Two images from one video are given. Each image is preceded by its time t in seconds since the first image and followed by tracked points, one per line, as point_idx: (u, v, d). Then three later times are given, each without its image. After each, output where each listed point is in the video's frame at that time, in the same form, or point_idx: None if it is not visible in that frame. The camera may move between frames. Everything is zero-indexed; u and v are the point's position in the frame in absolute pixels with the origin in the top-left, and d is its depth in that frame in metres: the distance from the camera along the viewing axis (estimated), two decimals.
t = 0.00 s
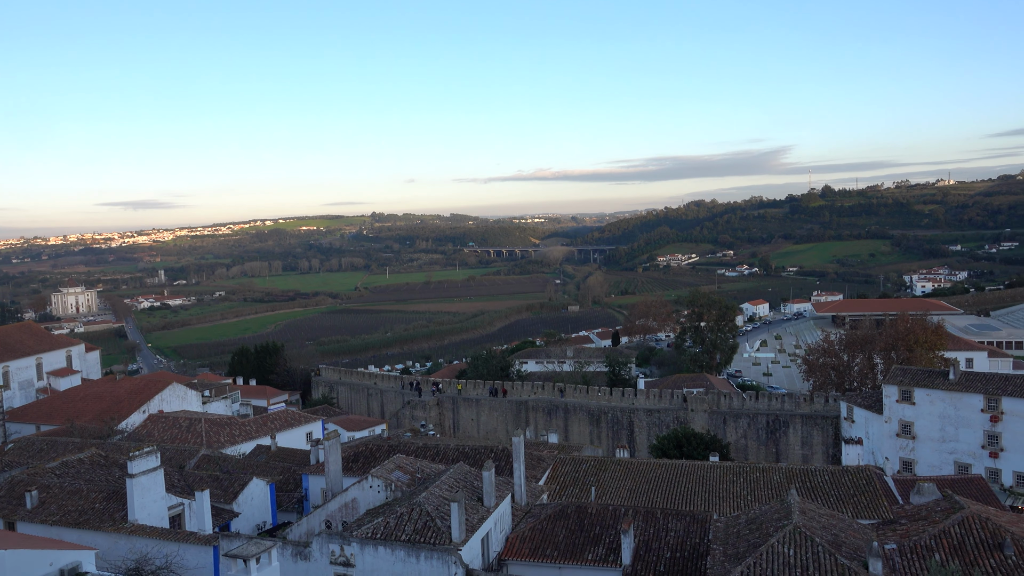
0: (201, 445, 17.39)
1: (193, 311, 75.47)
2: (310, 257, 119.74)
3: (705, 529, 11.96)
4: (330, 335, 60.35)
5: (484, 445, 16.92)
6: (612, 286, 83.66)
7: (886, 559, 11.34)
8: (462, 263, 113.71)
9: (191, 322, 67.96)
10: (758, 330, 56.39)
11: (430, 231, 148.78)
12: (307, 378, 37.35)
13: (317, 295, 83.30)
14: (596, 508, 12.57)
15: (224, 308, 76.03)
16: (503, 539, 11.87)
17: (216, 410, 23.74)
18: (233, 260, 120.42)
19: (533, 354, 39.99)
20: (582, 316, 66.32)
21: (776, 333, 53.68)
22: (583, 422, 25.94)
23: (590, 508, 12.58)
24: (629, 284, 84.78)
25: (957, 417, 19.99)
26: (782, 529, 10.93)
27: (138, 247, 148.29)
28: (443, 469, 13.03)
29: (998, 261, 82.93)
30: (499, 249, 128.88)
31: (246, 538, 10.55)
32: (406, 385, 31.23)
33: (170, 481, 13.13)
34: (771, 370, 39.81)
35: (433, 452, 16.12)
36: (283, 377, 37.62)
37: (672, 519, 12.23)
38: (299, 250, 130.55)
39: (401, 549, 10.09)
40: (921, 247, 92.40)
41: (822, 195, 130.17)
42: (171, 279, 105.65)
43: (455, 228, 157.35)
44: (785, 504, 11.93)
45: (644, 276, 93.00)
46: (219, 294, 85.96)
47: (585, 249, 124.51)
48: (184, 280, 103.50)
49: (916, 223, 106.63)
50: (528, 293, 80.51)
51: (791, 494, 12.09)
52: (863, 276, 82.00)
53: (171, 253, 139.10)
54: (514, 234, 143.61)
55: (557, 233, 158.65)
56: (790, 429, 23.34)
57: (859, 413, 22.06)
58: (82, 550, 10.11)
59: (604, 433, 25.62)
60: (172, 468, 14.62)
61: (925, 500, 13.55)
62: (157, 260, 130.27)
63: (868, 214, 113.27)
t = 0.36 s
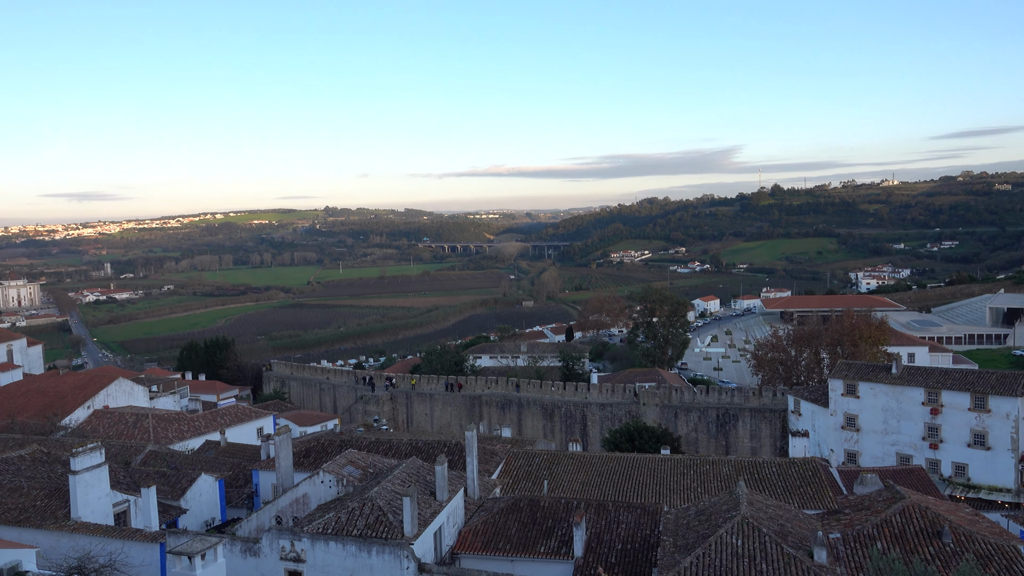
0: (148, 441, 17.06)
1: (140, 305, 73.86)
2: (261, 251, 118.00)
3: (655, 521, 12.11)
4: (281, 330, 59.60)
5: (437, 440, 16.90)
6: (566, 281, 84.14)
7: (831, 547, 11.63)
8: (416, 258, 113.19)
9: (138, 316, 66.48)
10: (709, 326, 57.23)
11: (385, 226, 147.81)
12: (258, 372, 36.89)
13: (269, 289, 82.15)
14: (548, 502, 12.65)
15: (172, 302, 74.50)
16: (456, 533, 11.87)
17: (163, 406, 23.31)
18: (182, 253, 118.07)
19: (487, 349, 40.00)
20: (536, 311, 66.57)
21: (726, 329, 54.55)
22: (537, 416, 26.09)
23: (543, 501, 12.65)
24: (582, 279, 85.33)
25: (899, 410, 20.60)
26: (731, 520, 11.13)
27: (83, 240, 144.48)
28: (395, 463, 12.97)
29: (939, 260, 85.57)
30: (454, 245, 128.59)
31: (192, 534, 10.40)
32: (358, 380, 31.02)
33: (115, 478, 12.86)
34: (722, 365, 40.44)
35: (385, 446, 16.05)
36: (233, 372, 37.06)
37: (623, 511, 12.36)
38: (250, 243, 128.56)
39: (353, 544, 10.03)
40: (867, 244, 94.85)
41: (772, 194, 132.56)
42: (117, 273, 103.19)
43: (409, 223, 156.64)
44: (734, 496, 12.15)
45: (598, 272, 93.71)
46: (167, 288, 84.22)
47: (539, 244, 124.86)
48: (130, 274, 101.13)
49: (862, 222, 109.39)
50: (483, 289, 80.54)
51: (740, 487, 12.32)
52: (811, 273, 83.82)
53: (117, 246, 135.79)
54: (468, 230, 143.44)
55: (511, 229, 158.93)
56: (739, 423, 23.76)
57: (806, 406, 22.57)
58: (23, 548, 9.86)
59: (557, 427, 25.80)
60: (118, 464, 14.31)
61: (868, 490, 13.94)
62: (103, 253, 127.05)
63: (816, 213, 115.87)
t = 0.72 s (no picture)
0: (90, 439, 16.72)
1: (81, 299, 71.95)
2: (208, 245, 115.89)
3: (603, 516, 12.31)
4: (228, 325, 58.70)
5: (386, 437, 16.88)
6: (516, 278, 84.47)
7: (772, 539, 11.96)
8: (366, 254, 112.44)
9: (79, 311, 64.77)
10: (657, 323, 57.98)
11: (334, 221, 146.43)
12: (205, 369, 36.32)
13: (215, 284, 80.72)
14: (497, 498, 12.76)
15: (114, 298, 72.69)
16: (405, 530, 11.91)
17: (106, 403, 22.85)
18: (125, 247, 115.27)
19: (438, 346, 39.97)
20: (487, 308, 66.71)
21: (673, 325, 55.39)
22: (486, 413, 26.20)
23: (492, 497, 12.76)
24: (533, 276, 85.78)
25: (837, 404, 21.21)
26: (676, 514, 11.36)
27: (20, 232, 139.98)
28: (344, 461, 12.94)
29: (876, 258, 88.29)
30: (405, 241, 128.04)
31: (135, 534, 10.25)
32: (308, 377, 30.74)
33: (55, 477, 12.58)
34: (668, 361, 41.06)
35: (334, 443, 15.98)
36: (179, 369, 36.44)
37: (571, 506, 12.53)
38: (196, 237, 126.15)
39: (301, 542, 10.00)
40: (808, 243, 97.28)
41: (718, 193, 134.94)
42: (57, 266, 100.29)
43: (359, 218, 155.44)
44: (679, 490, 12.41)
45: (548, 268, 94.28)
46: (109, 283, 82.15)
47: (490, 241, 125.05)
48: (71, 268, 98.36)
49: (803, 221, 112.16)
50: (434, 285, 80.40)
51: (685, 481, 12.59)
52: (755, 271, 85.63)
53: (57, 239, 131.91)
54: (418, 226, 142.85)
55: (462, 225, 158.95)
56: (684, 418, 24.21)
57: (749, 401, 23.10)
58: None
59: (506, 424, 25.93)
60: (58, 463, 14.01)
61: (807, 483, 14.36)
62: (41, 246, 123.27)
63: (761, 212, 118.31)
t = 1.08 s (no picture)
0: (17, 445, 16.19)
1: (10, 297, 69.38)
2: (145, 241, 112.89)
3: (547, 513, 12.41)
4: (166, 324, 57.29)
5: (329, 437, 16.72)
6: (462, 276, 84.45)
7: (711, 533, 12.21)
8: (310, 251, 111.01)
9: (8, 310, 62.45)
10: (600, 321, 58.56)
11: (277, 217, 144.11)
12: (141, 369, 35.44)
13: (153, 281, 78.68)
14: (442, 497, 12.76)
15: (45, 295, 70.34)
16: (349, 531, 11.85)
17: (33, 406, 22.15)
18: (58, 241, 111.52)
19: (383, 344, 39.71)
20: (433, 306, 66.47)
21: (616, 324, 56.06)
22: (432, 412, 26.15)
23: (436, 497, 12.76)
24: (479, 274, 85.79)
25: (773, 401, 21.75)
26: (619, 510, 11.52)
27: None
28: (286, 462, 12.80)
29: (811, 258, 90.86)
30: (350, 238, 126.75)
31: (62, 544, 9.96)
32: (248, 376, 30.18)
33: None
34: (612, 359, 41.53)
35: (277, 445, 15.77)
36: (112, 369, 35.46)
37: (515, 504, 12.61)
38: (132, 233, 122.70)
39: (240, 546, 9.87)
40: (747, 244, 99.52)
41: (662, 194, 136.84)
42: None
43: (303, 215, 153.26)
44: (622, 487, 12.57)
45: (494, 267, 94.41)
46: (40, 279, 79.36)
47: (437, 238, 124.68)
48: None
49: (742, 222, 114.70)
50: (380, 282, 79.79)
51: (628, 477, 12.77)
52: (696, 271, 87.20)
53: None
54: (363, 223, 141.68)
55: (408, 222, 158.08)
56: (628, 415, 24.52)
57: (689, 398, 23.50)
58: None
59: (452, 422, 25.92)
60: None
61: (745, 477, 14.73)
62: None
63: (703, 212, 120.43)
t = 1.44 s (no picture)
0: None
1: None
2: (74, 240, 109.26)
3: (490, 513, 12.43)
4: (97, 326, 55.55)
5: (268, 441, 16.45)
6: (404, 277, 83.93)
7: (651, 530, 12.39)
8: (248, 252, 109.01)
9: None
10: (543, 321, 58.90)
11: (214, 217, 141.15)
12: (70, 373, 34.31)
13: (82, 283, 76.19)
14: (384, 500, 12.68)
15: None
16: (289, 536, 11.68)
17: None
18: None
19: (324, 346, 39.20)
20: (374, 307, 65.91)
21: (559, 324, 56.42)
22: (373, 413, 25.93)
23: (378, 500, 12.66)
24: (422, 275, 85.41)
25: (711, 399, 22.18)
26: (561, 509, 11.60)
27: None
28: (224, 466, 12.56)
29: (746, 260, 92.91)
30: (289, 238, 124.80)
31: None
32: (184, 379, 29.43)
33: None
34: (554, 360, 41.77)
35: (213, 449, 15.46)
36: (40, 374, 34.25)
37: (458, 505, 12.59)
38: (61, 232, 118.59)
39: (176, 553, 9.65)
40: (685, 245, 101.26)
41: (603, 196, 138.32)
42: None
43: (241, 214, 150.37)
44: (565, 486, 12.66)
45: (436, 268, 94.08)
46: None
47: (378, 239, 123.70)
48: None
49: (681, 224, 116.59)
50: (320, 284, 78.77)
51: (570, 476, 12.87)
52: (635, 272, 88.35)
53: None
54: (303, 223, 139.66)
55: (348, 223, 156.49)
56: (569, 414, 24.73)
57: (630, 397, 23.82)
58: None
59: (394, 424, 25.75)
60: None
61: (684, 475, 15.00)
62: None
63: (642, 214, 122.11)
